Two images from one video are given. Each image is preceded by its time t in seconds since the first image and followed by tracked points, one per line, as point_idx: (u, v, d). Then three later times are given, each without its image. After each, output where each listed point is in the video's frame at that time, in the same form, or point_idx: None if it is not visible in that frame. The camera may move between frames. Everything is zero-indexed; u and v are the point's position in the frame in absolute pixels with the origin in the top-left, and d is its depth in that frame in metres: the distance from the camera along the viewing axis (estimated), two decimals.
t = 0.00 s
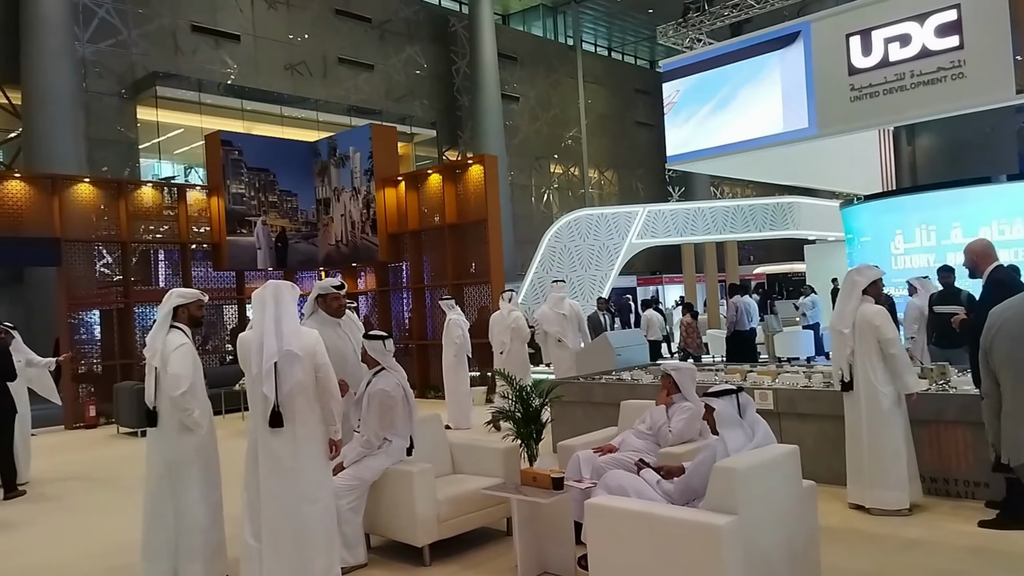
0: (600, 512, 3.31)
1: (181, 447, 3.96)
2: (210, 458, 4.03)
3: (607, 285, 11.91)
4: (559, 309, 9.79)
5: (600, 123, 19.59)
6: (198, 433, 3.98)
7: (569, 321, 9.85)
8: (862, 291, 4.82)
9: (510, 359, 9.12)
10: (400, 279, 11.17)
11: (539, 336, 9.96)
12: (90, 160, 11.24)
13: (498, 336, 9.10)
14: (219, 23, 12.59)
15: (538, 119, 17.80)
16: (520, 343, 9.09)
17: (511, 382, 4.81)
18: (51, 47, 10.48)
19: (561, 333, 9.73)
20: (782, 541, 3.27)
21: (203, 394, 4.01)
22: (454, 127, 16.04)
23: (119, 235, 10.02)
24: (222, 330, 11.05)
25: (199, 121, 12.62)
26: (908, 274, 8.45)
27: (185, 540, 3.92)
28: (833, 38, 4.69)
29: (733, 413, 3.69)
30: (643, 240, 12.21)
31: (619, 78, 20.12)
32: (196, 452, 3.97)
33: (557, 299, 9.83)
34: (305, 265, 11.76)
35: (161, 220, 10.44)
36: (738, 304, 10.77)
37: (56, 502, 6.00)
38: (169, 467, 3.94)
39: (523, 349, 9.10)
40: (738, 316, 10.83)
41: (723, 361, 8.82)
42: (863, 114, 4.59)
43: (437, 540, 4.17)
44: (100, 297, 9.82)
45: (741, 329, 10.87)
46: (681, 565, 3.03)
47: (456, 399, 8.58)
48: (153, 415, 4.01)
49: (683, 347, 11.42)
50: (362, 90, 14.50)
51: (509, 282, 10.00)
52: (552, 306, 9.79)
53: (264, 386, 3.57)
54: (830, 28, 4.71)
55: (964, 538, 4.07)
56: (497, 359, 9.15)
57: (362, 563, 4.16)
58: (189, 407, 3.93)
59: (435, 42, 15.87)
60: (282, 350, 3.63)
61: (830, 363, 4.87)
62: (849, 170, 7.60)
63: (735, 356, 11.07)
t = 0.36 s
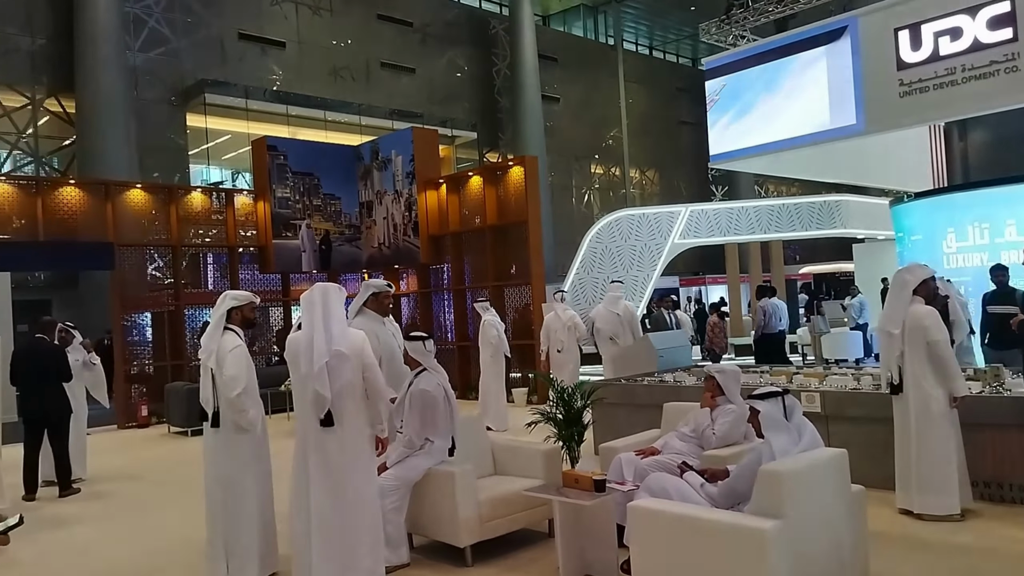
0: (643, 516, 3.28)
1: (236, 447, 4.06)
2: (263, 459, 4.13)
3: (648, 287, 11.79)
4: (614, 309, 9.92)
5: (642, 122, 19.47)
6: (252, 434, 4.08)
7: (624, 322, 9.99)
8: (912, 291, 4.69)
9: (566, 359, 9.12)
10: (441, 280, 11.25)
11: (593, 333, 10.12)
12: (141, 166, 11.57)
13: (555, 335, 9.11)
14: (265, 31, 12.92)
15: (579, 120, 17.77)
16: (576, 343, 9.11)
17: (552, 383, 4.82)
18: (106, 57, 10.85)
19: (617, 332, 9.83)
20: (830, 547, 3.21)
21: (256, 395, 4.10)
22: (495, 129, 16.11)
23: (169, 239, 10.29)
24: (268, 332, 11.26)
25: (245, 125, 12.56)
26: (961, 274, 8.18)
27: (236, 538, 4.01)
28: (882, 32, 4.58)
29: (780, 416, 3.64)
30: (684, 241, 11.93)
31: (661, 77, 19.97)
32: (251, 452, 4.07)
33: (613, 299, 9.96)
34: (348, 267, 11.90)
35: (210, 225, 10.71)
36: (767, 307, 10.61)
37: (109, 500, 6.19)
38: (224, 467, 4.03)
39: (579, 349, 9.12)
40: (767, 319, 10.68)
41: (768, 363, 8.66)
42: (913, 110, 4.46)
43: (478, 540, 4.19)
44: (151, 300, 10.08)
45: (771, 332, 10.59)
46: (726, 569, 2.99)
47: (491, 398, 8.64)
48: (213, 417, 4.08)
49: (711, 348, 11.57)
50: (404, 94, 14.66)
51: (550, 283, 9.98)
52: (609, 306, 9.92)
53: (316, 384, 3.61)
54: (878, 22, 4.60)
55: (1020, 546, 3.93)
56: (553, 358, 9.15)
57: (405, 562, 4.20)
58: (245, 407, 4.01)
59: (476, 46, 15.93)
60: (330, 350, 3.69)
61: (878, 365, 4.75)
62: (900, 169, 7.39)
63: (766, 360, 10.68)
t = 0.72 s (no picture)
0: (685, 517, 3.26)
1: (278, 447, 4.14)
2: (304, 459, 4.19)
3: (689, 286, 11.73)
4: (673, 305, 10.16)
5: (681, 120, 19.30)
6: (295, 433, 4.15)
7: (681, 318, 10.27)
8: (960, 289, 4.58)
9: (614, 356, 9.13)
10: (480, 281, 11.31)
11: (654, 332, 10.34)
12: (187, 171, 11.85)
13: (602, 333, 9.13)
14: (306, 36, 13.12)
15: (618, 119, 17.69)
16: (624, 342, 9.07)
17: (592, 384, 4.81)
18: (152, 65, 11.13)
19: (676, 329, 10.15)
20: (877, 550, 3.15)
21: (297, 395, 4.18)
22: (533, 129, 16.12)
23: (215, 242, 10.54)
24: (310, 333, 11.43)
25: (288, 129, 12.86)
26: (1011, 273, 7.92)
27: (278, 535, 4.08)
28: (928, 25, 4.45)
29: (826, 417, 3.59)
30: (725, 240, 12.03)
31: (701, 74, 19.77)
32: (293, 451, 4.13)
33: (671, 296, 10.24)
34: (388, 268, 12.05)
35: (253, 227, 10.93)
36: (793, 307, 10.48)
37: (158, 497, 6.35)
38: (267, 465, 4.11)
39: (626, 347, 9.14)
40: (795, 319, 10.59)
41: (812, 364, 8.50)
42: (961, 105, 4.32)
43: (518, 540, 4.21)
44: (198, 302, 10.30)
45: (798, 332, 10.58)
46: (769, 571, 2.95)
47: (528, 399, 8.64)
48: (253, 415, 4.21)
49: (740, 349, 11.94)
50: (443, 96, 14.76)
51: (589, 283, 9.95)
52: (667, 302, 10.19)
53: (360, 383, 3.67)
54: (924, 15, 4.47)
55: None
56: (600, 356, 9.18)
57: (446, 561, 4.24)
58: (284, 408, 4.08)
59: (514, 46, 15.96)
60: (374, 350, 3.74)
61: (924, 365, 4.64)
62: (949, 165, 7.20)
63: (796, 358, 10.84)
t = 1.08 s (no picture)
0: (719, 519, 3.20)
1: (311, 445, 4.17)
2: (337, 458, 4.21)
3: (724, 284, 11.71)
4: (716, 306, 10.05)
5: (716, 116, 19.10)
6: (327, 432, 4.18)
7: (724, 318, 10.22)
8: (1002, 288, 4.43)
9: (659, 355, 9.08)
10: (512, 280, 11.30)
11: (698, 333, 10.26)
12: (225, 173, 12.05)
13: (646, 332, 9.12)
14: (340, 38, 13.26)
15: (651, 116, 17.57)
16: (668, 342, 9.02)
17: (625, 384, 4.76)
18: (190, 69, 11.33)
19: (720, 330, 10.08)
20: (920, 553, 3.07)
21: (330, 394, 4.21)
22: (565, 128, 16.09)
23: (252, 243, 10.70)
24: (345, 332, 11.53)
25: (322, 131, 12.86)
26: None
27: (310, 534, 4.11)
28: (971, 16, 4.21)
29: (866, 418, 3.51)
30: (761, 237, 11.93)
31: (736, 70, 19.53)
32: (325, 450, 4.16)
33: (716, 297, 10.14)
34: (421, 269, 12.11)
35: (289, 228, 11.07)
36: (819, 306, 10.40)
37: (196, 494, 6.46)
38: (301, 463, 4.15)
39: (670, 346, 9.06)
40: (821, 319, 10.50)
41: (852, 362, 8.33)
42: (1004, 98, 4.07)
43: (552, 540, 4.19)
44: (236, 302, 10.47)
45: (826, 332, 10.45)
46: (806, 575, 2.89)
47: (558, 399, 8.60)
48: (289, 413, 4.27)
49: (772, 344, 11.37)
50: (475, 96, 14.80)
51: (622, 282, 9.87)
52: (711, 303, 10.10)
53: (395, 382, 3.69)
54: (966, 6, 4.24)
55: None
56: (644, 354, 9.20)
57: (480, 560, 4.23)
58: (317, 407, 4.11)
59: (546, 44, 15.92)
60: (408, 349, 3.75)
61: (965, 365, 4.51)
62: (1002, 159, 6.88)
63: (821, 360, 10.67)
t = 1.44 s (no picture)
0: (756, 519, 3.16)
1: (348, 443, 4.22)
2: (373, 455, 4.25)
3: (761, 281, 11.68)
4: (761, 302, 9.98)
5: (754, 112, 18.86)
6: (363, 430, 4.23)
7: (768, 314, 10.12)
8: None
9: (713, 349, 9.60)
10: (547, 279, 11.31)
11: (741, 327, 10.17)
12: (264, 174, 12.25)
13: (698, 327, 9.61)
14: (375, 39, 13.37)
15: (687, 113, 17.44)
16: (721, 334, 9.50)
17: (661, 382, 4.74)
18: (229, 72, 11.53)
19: (763, 327, 9.94)
20: (964, 556, 3.01)
21: (365, 392, 4.26)
22: (600, 126, 16.04)
23: (290, 243, 10.86)
24: (381, 331, 11.61)
25: (358, 131, 12.94)
26: None
27: (347, 530, 4.16)
28: (1015, 8, 4.11)
29: (909, 418, 3.45)
30: (801, 234, 11.68)
31: (775, 65, 19.27)
32: (361, 448, 4.21)
33: (758, 293, 10.07)
34: (456, 268, 12.13)
35: (326, 228, 11.18)
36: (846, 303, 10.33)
37: (237, 490, 6.58)
38: (338, 461, 4.20)
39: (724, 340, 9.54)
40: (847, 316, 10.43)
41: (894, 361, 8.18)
42: None
43: (588, 539, 4.19)
44: (274, 301, 10.64)
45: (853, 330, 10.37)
46: None
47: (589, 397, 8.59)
48: (325, 411, 4.31)
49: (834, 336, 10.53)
50: (509, 95, 14.82)
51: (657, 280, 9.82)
52: (755, 299, 10.01)
53: (431, 382, 3.72)
54: None
55: None
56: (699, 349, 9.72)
57: (516, 558, 4.25)
58: (353, 405, 4.17)
59: (581, 42, 15.87)
60: (444, 348, 3.78)
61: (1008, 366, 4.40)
62: None
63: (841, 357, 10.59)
